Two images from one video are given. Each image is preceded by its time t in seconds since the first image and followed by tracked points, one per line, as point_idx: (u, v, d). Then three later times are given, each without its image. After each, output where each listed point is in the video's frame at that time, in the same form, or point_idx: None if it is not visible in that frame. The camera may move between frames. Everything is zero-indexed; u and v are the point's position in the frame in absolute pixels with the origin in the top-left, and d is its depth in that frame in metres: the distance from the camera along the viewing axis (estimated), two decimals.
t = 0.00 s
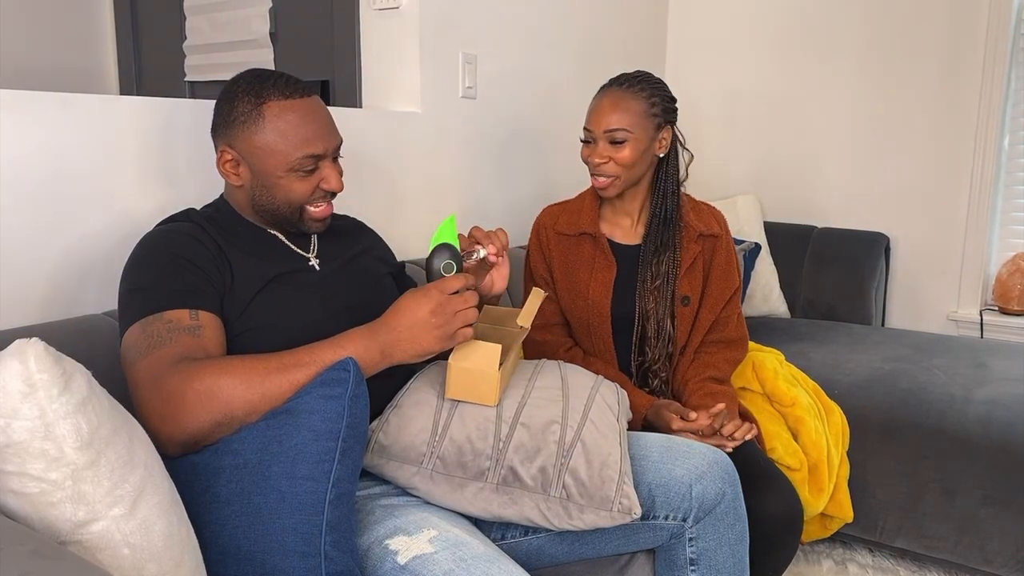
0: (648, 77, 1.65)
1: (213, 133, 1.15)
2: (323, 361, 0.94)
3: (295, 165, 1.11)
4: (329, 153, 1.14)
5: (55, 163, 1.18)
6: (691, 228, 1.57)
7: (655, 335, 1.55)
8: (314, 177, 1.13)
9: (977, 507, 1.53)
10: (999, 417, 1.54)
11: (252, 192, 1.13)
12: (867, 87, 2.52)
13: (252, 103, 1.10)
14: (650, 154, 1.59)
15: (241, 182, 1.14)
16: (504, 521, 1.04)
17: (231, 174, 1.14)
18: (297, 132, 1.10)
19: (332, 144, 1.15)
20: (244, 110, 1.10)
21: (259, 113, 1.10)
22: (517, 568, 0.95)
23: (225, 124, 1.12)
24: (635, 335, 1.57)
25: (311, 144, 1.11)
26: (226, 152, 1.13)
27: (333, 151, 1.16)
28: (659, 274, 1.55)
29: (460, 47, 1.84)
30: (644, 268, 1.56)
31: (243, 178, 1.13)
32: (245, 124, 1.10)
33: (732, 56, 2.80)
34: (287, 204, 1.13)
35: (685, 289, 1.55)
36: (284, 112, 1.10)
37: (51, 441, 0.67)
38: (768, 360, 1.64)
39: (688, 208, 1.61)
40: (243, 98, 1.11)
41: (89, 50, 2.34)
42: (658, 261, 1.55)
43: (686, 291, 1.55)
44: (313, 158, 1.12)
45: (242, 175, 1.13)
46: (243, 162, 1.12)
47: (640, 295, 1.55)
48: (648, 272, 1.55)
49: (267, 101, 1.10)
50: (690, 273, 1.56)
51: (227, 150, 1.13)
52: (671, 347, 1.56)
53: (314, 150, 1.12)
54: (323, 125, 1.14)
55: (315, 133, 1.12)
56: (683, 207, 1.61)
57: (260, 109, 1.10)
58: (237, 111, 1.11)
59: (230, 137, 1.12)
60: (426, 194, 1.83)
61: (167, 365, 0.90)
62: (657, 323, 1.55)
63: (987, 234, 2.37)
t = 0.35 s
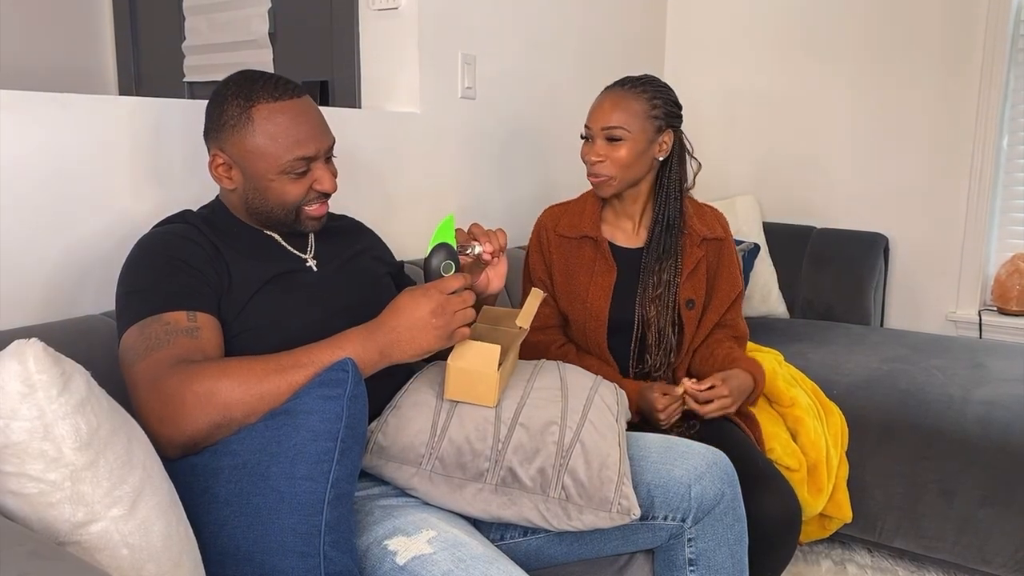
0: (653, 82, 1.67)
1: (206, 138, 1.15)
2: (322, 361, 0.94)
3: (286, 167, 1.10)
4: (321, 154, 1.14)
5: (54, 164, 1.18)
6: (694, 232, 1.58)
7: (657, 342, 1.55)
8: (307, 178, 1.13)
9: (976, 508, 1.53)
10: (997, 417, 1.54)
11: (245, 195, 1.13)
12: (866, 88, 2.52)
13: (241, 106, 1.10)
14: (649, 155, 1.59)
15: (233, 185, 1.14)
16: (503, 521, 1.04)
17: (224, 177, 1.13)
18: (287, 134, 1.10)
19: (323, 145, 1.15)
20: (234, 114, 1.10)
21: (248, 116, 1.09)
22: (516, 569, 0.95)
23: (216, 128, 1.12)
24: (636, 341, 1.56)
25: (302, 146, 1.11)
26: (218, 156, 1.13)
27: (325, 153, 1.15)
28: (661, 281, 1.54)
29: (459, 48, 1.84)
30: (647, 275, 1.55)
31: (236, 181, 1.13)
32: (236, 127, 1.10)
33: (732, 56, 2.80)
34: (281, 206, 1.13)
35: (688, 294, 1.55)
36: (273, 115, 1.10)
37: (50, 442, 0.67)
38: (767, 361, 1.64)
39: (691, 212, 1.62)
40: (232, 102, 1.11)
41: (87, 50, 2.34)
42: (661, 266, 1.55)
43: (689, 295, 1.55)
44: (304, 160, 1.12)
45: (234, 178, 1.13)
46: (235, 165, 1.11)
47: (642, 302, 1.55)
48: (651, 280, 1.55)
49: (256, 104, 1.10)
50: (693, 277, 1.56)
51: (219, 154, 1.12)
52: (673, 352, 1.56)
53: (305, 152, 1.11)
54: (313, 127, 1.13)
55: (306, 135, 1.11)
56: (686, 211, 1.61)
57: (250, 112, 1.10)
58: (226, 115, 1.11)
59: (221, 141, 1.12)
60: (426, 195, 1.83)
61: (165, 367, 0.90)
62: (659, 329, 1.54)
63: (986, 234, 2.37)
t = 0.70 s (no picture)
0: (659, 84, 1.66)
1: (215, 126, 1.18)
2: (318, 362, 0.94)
3: (274, 162, 1.10)
4: (314, 156, 1.13)
5: (54, 164, 1.18)
6: (697, 235, 1.58)
7: (658, 345, 1.55)
8: (295, 178, 1.12)
9: (975, 508, 1.53)
10: (996, 417, 1.55)
11: (235, 185, 1.13)
12: (864, 88, 2.53)
13: (247, 95, 1.12)
14: (653, 159, 1.59)
15: (228, 174, 1.15)
16: (502, 522, 1.04)
17: (221, 165, 1.15)
18: (282, 128, 1.10)
19: (319, 148, 1.13)
20: (238, 103, 1.12)
21: (249, 106, 1.11)
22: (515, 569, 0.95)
23: (223, 117, 1.15)
24: (637, 344, 1.56)
25: (294, 143, 1.10)
26: (218, 142, 1.15)
27: (320, 156, 1.14)
28: (663, 284, 1.54)
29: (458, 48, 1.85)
30: (650, 278, 1.55)
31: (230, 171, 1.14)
32: (237, 115, 1.12)
33: (730, 57, 2.80)
34: (263, 201, 1.11)
35: (690, 296, 1.55)
36: (274, 109, 1.11)
37: (48, 442, 0.67)
38: (765, 361, 1.65)
39: (694, 215, 1.62)
40: (240, 93, 1.13)
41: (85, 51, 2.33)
42: (664, 269, 1.55)
43: (691, 297, 1.55)
44: (294, 158, 1.11)
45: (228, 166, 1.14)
46: (230, 153, 1.13)
47: (644, 305, 1.54)
48: (653, 283, 1.55)
49: (260, 96, 1.12)
50: (695, 279, 1.57)
51: (220, 141, 1.15)
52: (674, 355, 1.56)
53: (296, 149, 1.10)
54: (314, 128, 1.13)
55: (301, 131, 1.11)
56: (689, 214, 1.62)
57: (252, 103, 1.11)
58: (232, 104, 1.13)
59: (224, 129, 1.14)
60: (424, 195, 1.83)
61: (162, 369, 0.90)
62: (661, 333, 1.54)
63: (984, 234, 2.38)
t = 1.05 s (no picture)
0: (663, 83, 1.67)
1: (222, 149, 1.13)
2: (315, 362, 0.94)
3: (315, 178, 1.12)
4: (341, 162, 1.16)
5: (53, 165, 1.18)
6: (699, 235, 1.59)
7: (660, 345, 1.55)
8: (331, 187, 1.15)
9: (974, 507, 1.53)
10: (995, 417, 1.55)
11: (271, 207, 1.13)
12: (863, 88, 2.53)
13: (268, 120, 1.09)
14: (656, 158, 1.59)
15: (258, 199, 1.13)
16: (501, 522, 1.04)
17: (246, 191, 1.12)
18: (315, 145, 1.11)
19: (343, 153, 1.16)
20: (261, 128, 1.09)
21: (277, 130, 1.09)
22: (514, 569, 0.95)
23: (238, 141, 1.10)
24: (640, 343, 1.56)
25: (328, 157, 1.12)
26: (240, 170, 1.11)
27: (344, 160, 1.17)
28: (666, 284, 1.54)
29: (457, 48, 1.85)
30: (653, 278, 1.55)
31: (260, 195, 1.12)
32: (264, 141, 1.09)
33: (729, 57, 2.80)
34: (307, 215, 1.14)
35: (692, 296, 1.55)
36: (300, 127, 1.10)
37: (48, 442, 0.67)
38: (765, 361, 1.65)
39: (697, 215, 1.62)
40: (257, 115, 1.09)
41: (84, 50, 2.33)
42: (668, 268, 1.55)
43: (693, 297, 1.55)
44: (330, 170, 1.13)
45: (259, 191, 1.12)
46: (262, 179, 1.11)
47: (647, 305, 1.54)
48: (656, 282, 1.55)
49: (283, 117, 1.09)
50: (698, 279, 1.57)
51: (241, 167, 1.11)
52: (676, 354, 1.56)
53: (331, 162, 1.13)
54: (334, 134, 1.14)
55: (330, 144, 1.13)
56: (692, 214, 1.62)
57: (277, 126, 1.09)
58: (251, 129, 1.09)
59: (246, 155, 1.10)
60: (424, 195, 1.82)
61: (159, 371, 0.90)
62: (663, 332, 1.55)
63: (983, 234, 2.38)
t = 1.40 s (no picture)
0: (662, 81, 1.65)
1: (223, 147, 1.13)
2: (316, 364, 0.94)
3: (316, 180, 1.12)
4: (343, 164, 1.16)
5: (53, 164, 1.18)
6: (699, 233, 1.58)
7: (661, 343, 1.55)
8: (332, 188, 1.15)
9: (974, 507, 1.53)
10: (994, 416, 1.55)
11: (270, 207, 1.13)
12: (864, 87, 2.52)
13: (270, 120, 1.09)
14: (658, 159, 1.59)
15: (257, 198, 1.13)
16: (500, 522, 1.04)
17: (246, 190, 1.12)
18: (317, 147, 1.11)
19: (345, 155, 1.16)
20: (263, 127, 1.09)
21: (279, 130, 1.09)
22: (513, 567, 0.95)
23: (240, 140, 1.10)
24: (641, 341, 1.56)
25: (329, 159, 1.12)
26: (240, 169, 1.11)
27: (346, 162, 1.16)
28: (667, 282, 1.54)
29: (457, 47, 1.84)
30: (653, 276, 1.55)
31: (260, 195, 1.12)
32: (265, 140, 1.09)
33: (729, 56, 2.80)
34: (306, 217, 1.14)
35: (693, 294, 1.55)
36: (302, 128, 1.10)
37: (48, 441, 0.67)
38: (765, 361, 1.65)
39: (698, 213, 1.62)
40: (259, 115, 1.09)
41: (84, 49, 2.33)
42: (669, 267, 1.55)
43: (694, 295, 1.55)
44: (331, 171, 1.13)
45: (259, 191, 1.12)
46: (262, 178, 1.11)
47: (648, 302, 1.54)
48: (657, 280, 1.55)
49: (286, 118, 1.09)
50: (699, 278, 1.56)
51: (242, 166, 1.11)
52: (677, 353, 1.56)
53: (333, 164, 1.13)
54: (338, 136, 1.14)
55: (332, 146, 1.13)
56: (693, 212, 1.61)
57: (278, 126, 1.09)
58: (253, 128, 1.09)
59: (246, 155, 1.10)
60: (424, 195, 1.82)
61: (160, 373, 0.90)
62: (664, 330, 1.55)
63: (983, 233, 2.38)
